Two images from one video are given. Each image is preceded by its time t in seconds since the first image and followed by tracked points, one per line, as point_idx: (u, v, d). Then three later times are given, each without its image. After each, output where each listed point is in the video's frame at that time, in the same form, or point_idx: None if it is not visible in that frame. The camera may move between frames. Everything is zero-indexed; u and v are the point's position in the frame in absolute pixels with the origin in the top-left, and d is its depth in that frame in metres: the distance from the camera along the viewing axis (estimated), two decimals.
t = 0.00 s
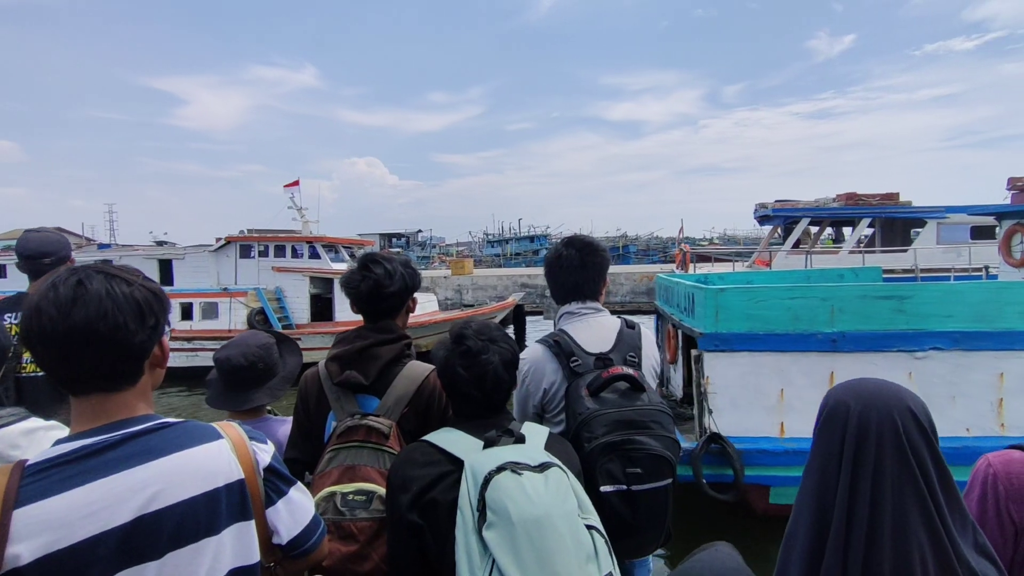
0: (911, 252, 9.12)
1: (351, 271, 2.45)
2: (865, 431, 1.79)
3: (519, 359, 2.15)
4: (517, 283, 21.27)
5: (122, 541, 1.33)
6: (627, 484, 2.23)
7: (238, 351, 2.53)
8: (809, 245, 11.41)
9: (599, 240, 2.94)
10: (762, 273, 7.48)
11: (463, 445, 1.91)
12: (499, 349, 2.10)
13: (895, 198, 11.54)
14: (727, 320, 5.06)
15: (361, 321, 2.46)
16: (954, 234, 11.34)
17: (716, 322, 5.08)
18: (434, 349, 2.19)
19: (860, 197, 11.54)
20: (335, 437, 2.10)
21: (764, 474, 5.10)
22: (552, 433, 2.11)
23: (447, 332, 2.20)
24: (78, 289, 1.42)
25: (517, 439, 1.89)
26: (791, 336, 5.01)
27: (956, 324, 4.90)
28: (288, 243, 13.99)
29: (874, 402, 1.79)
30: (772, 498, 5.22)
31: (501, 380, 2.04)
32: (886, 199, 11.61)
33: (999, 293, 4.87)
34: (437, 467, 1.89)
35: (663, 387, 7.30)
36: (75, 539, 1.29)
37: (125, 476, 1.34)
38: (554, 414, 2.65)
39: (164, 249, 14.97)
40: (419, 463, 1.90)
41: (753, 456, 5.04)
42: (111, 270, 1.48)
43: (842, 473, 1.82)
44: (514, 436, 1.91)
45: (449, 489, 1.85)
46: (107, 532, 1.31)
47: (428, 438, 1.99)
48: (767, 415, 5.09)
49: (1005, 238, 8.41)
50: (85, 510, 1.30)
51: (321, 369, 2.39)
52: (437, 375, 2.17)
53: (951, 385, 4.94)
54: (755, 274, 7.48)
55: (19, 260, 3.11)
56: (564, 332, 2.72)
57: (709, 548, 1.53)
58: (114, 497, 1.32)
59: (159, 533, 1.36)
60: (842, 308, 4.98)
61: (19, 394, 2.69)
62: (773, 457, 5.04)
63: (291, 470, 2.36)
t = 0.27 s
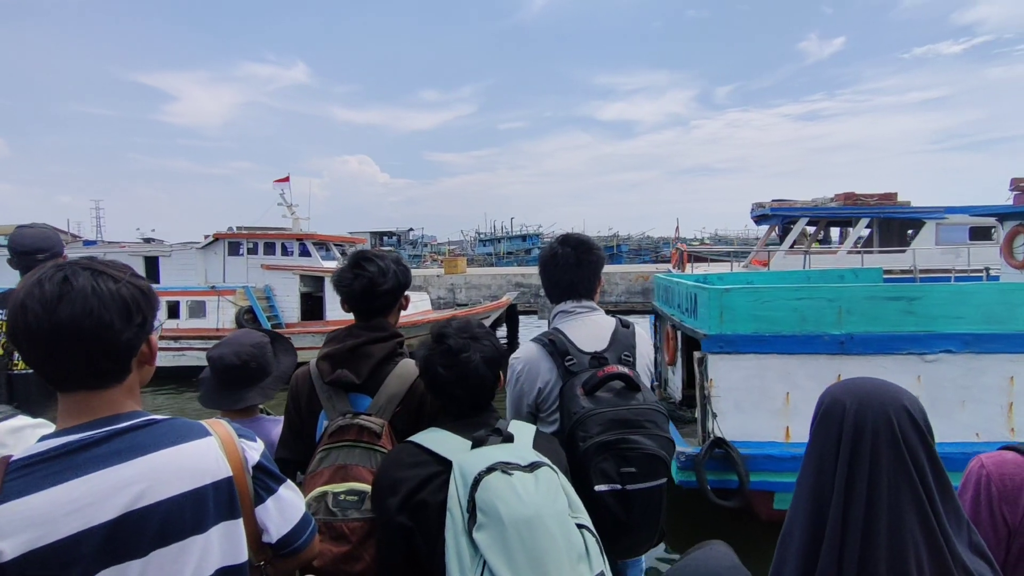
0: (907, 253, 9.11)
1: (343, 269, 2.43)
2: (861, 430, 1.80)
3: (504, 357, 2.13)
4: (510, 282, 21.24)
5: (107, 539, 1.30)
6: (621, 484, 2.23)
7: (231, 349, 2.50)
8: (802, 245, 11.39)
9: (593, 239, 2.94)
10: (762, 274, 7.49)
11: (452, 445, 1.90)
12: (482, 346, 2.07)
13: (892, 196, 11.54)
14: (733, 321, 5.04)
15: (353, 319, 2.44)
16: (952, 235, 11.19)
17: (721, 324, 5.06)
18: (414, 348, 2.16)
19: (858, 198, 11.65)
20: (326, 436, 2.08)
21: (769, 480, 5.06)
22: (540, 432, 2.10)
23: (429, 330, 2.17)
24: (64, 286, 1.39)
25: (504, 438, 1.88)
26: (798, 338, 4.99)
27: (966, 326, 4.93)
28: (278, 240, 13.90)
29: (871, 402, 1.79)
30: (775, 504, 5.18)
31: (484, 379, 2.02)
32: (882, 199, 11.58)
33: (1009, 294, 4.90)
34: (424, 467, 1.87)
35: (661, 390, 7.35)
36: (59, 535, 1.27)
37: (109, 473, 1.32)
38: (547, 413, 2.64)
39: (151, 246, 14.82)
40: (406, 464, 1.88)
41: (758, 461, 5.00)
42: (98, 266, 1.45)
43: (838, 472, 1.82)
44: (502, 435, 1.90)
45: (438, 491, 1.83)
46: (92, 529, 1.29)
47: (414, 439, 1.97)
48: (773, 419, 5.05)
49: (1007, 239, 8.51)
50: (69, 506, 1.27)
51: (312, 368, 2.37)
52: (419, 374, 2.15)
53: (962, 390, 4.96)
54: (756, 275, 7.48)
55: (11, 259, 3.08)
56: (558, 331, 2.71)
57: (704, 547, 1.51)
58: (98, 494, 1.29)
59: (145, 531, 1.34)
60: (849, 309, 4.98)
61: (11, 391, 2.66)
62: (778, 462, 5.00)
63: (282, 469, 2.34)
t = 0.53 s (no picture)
0: (908, 252, 9.05)
1: (341, 268, 2.42)
2: (857, 429, 1.80)
3: (492, 355, 2.11)
4: (507, 281, 21.17)
5: (97, 540, 1.29)
6: (612, 483, 2.23)
7: (228, 348, 2.49)
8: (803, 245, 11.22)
9: (589, 237, 2.95)
10: (766, 273, 7.48)
11: (443, 445, 1.89)
12: (468, 346, 2.05)
13: (896, 195, 11.11)
14: (741, 323, 5.02)
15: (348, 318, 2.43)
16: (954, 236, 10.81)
17: (730, 325, 5.04)
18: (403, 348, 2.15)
19: (859, 197, 11.23)
20: (322, 436, 2.07)
21: (776, 487, 5.04)
22: (531, 431, 2.09)
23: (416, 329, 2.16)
24: (44, 290, 1.36)
25: (494, 438, 1.88)
26: (809, 340, 4.97)
27: (981, 328, 4.91)
28: (272, 238, 13.83)
29: (867, 401, 1.79)
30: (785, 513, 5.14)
31: (471, 378, 2.01)
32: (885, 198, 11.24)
33: None
34: (416, 469, 1.86)
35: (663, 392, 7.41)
36: (47, 537, 1.25)
37: (99, 473, 1.30)
38: (541, 412, 2.64)
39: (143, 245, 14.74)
40: (397, 465, 1.87)
41: (766, 467, 4.99)
42: (79, 267, 1.42)
43: (834, 471, 1.83)
44: (492, 435, 1.90)
45: (429, 491, 1.82)
46: (81, 530, 1.27)
47: (405, 440, 1.95)
48: (782, 423, 5.06)
49: (1014, 241, 8.50)
50: (58, 507, 1.26)
51: (308, 367, 2.35)
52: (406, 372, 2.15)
53: (976, 393, 4.96)
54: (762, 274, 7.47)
55: (8, 256, 3.08)
56: (552, 330, 2.70)
57: (699, 547, 1.46)
58: (88, 495, 1.28)
59: (135, 531, 1.32)
60: (861, 311, 4.93)
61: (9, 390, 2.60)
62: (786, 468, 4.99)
63: (278, 469, 2.32)
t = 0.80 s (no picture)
0: (912, 251, 8.97)
1: (342, 268, 2.41)
2: (856, 428, 1.80)
3: (488, 353, 2.10)
4: (505, 281, 21.10)
5: (94, 538, 1.28)
6: (605, 483, 2.22)
7: (229, 346, 2.50)
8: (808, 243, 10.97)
9: (587, 236, 2.95)
10: (773, 273, 7.45)
11: (439, 444, 1.89)
12: (463, 345, 2.04)
13: (902, 193, 10.70)
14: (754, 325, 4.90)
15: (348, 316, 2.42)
16: (963, 234, 10.19)
17: (742, 327, 4.93)
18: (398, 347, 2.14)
19: (866, 194, 10.70)
20: (324, 433, 2.06)
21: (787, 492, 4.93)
22: (528, 428, 2.09)
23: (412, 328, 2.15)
24: (34, 289, 1.35)
25: (492, 435, 1.87)
26: (824, 342, 4.85)
27: (1003, 330, 4.80)
28: (268, 237, 13.79)
29: (865, 400, 1.80)
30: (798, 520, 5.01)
31: (466, 377, 2.00)
32: (892, 195, 10.70)
33: None
34: (413, 467, 1.85)
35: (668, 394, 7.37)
36: (44, 536, 1.24)
37: (95, 472, 1.29)
38: (537, 411, 2.63)
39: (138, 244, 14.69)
40: (395, 464, 1.86)
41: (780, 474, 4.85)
42: (70, 265, 1.41)
43: (832, 470, 1.83)
44: (490, 432, 1.89)
45: (426, 490, 1.82)
46: (78, 529, 1.27)
47: (403, 438, 1.95)
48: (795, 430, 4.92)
49: None
50: (54, 506, 1.25)
51: (310, 365, 2.34)
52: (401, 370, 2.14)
53: (997, 397, 4.86)
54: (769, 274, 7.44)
55: (10, 254, 3.09)
56: (548, 330, 2.69)
57: (696, 547, 1.43)
58: (86, 493, 1.27)
59: (132, 530, 1.32)
60: (878, 312, 4.82)
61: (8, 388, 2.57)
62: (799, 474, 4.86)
63: (278, 467, 2.32)
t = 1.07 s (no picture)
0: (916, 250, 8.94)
1: (347, 268, 2.41)
2: (857, 429, 1.80)
3: (490, 352, 2.10)
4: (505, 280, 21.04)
5: (97, 537, 1.28)
6: (606, 483, 2.23)
7: (233, 345, 2.49)
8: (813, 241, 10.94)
9: (589, 236, 2.95)
10: (780, 273, 7.42)
11: (441, 443, 1.89)
12: (465, 344, 2.05)
13: (909, 192, 10.68)
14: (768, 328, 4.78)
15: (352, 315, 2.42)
16: (971, 233, 10.17)
17: (756, 330, 4.81)
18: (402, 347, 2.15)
19: (872, 192, 10.70)
20: (327, 432, 2.06)
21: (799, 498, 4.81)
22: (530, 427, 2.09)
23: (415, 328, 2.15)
24: (36, 290, 1.35)
25: (494, 435, 1.87)
26: (840, 345, 4.75)
27: None
28: (265, 237, 13.75)
29: (867, 401, 1.80)
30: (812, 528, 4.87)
31: (467, 378, 2.01)
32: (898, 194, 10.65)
33: None
34: (415, 467, 1.85)
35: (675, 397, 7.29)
36: (47, 535, 1.24)
37: (97, 471, 1.29)
38: (540, 411, 2.63)
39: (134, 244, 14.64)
40: (397, 464, 1.86)
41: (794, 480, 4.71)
42: (71, 266, 1.40)
43: (833, 471, 1.83)
44: (492, 432, 1.89)
45: (428, 489, 1.82)
46: (81, 528, 1.27)
47: (406, 437, 1.95)
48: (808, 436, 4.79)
49: None
50: (57, 505, 1.25)
51: (314, 365, 2.35)
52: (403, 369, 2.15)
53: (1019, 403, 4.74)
54: (777, 275, 7.40)
55: (15, 255, 3.09)
56: (551, 329, 2.70)
57: (696, 548, 1.43)
58: (88, 492, 1.27)
59: (135, 528, 1.31)
60: (896, 314, 4.73)
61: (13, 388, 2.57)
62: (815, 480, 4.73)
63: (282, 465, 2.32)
